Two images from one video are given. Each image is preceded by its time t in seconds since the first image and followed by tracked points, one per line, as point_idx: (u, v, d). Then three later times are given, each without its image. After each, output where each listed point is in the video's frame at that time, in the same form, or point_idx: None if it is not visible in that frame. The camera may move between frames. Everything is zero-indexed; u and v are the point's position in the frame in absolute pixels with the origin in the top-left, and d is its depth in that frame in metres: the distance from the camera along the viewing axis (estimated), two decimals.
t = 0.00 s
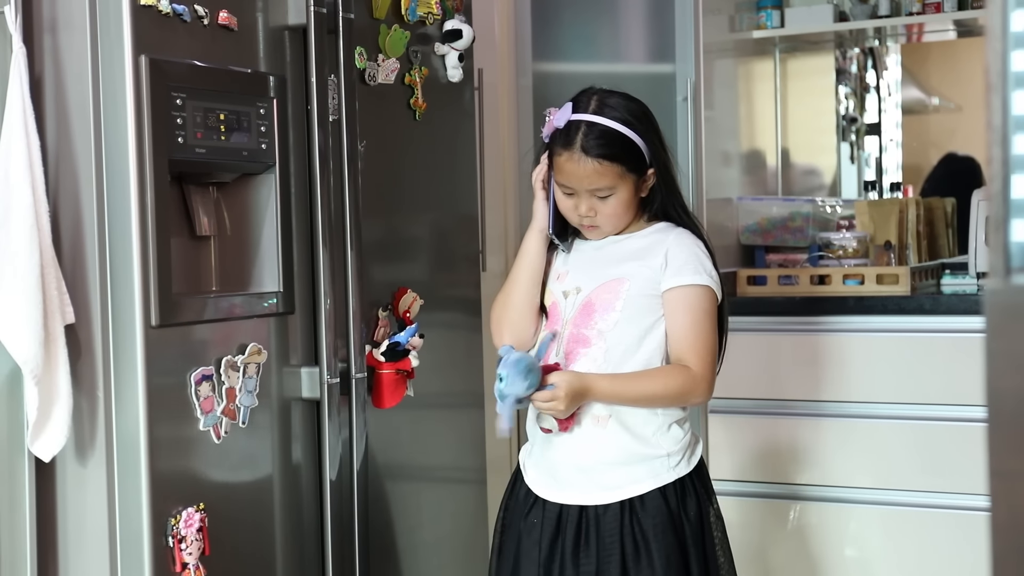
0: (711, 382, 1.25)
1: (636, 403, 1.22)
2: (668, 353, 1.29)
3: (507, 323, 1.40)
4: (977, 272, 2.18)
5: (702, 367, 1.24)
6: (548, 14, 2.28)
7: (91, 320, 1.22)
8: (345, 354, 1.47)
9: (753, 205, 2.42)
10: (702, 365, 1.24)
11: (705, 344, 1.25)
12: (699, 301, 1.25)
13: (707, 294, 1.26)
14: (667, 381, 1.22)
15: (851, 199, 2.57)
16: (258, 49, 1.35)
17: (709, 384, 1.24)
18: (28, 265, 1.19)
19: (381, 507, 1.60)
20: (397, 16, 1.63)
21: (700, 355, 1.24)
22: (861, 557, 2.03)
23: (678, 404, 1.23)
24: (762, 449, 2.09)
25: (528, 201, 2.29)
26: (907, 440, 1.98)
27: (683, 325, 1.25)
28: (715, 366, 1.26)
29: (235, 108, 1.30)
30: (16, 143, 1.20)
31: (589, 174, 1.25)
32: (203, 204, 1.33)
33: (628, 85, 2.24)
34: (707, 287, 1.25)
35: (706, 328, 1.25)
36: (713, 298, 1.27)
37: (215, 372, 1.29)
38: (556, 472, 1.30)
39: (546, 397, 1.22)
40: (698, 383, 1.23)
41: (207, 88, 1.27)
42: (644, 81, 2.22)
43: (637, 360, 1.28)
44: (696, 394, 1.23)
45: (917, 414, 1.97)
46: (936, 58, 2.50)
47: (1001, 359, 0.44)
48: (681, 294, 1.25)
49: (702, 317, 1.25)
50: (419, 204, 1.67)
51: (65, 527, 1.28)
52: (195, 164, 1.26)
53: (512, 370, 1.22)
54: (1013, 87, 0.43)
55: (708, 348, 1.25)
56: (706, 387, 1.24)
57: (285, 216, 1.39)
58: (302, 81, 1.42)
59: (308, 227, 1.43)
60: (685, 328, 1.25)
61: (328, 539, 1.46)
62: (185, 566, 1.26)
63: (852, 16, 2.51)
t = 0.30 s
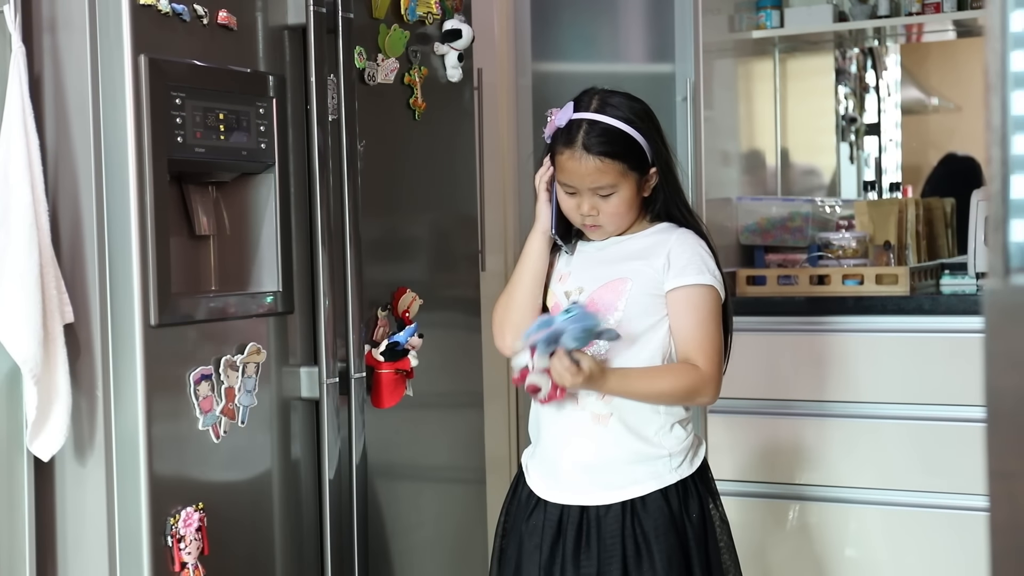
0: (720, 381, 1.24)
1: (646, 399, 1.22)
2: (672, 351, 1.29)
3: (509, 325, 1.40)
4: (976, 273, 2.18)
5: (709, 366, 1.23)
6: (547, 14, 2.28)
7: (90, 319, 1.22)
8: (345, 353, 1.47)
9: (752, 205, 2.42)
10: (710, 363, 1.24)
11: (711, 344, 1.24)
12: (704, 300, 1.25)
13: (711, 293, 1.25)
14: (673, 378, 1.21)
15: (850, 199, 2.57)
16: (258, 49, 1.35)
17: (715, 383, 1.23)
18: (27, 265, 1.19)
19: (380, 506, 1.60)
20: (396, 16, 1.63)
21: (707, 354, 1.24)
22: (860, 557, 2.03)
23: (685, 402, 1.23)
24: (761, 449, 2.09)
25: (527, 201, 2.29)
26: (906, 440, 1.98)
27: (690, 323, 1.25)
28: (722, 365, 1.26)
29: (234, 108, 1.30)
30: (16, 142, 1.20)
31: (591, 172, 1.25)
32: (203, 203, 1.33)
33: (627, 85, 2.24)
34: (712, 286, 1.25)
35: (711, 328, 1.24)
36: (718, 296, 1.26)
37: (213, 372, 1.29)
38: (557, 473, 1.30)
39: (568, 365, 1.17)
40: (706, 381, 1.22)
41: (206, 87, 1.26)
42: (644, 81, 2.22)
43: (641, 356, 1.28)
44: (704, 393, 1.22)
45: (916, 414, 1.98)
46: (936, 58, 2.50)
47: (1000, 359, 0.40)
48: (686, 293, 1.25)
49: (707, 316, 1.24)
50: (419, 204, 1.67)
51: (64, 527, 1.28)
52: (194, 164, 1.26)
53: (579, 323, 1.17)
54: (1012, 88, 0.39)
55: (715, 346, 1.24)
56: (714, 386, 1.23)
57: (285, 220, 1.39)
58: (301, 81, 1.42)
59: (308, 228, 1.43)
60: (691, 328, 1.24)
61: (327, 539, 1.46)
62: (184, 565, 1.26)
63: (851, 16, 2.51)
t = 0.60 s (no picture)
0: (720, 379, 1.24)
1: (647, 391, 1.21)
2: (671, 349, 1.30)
3: (507, 322, 1.40)
4: (975, 273, 2.18)
5: (709, 366, 1.23)
6: (547, 14, 2.28)
7: (89, 318, 1.22)
8: (344, 353, 1.47)
9: (751, 205, 2.42)
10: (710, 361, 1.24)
11: (710, 343, 1.24)
12: (703, 300, 1.25)
13: (710, 291, 1.25)
14: (674, 375, 1.21)
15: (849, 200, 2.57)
16: (257, 48, 1.35)
17: (715, 383, 1.23)
18: (27, 264, 1.19)
19: (378, 505, 1.60)
20: (395, 15, 1.63)
21: (707, 353, 1.24)
22: (858, 557, 2.03)
23: (684, 401, 1.23)
24: (760, 449, 2.09)
25: (526, 201, 2.29)
26: (904, 440, 1.98)
27: (689, 322, 1.25)
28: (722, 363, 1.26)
29: (233, 107, 1.30)
30: (15, 141, 1.20)
31: (591, 163, 1.25)
32: (202, 202, 1.33)
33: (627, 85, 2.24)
34: (710, 285, 1.25)
35: (710, 327, 1.24)
36: (717, 295, 1.26)
37: (212, 370, 1.29)
38: (554, 474, 1.30)
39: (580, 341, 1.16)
40: (705, 380, 1.22)
41: (206, 86, 1.27)
42: (643, 81, 2.22)
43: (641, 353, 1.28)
44: (702, 393, 1.22)
45: (914, 415, 1.98)
46: (935, 58, 2.51)
47: (999, 359, 0.40)
48: (686, 292, 1.25)
49: (706, 314, 1.24)
50: (418, 204, 1.67)
51: (62, 525, 1.28)
52: (194, 163, 1.26)
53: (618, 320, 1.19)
54: (1011, 88, 0.39)
55: (713, 345, 1.24)
56: (713, 385, 1.23)
57: (285, 222, 1.39)
58: (301, 81, 1.42)
59: (308, 229, 1.43)
60: (689, 328, 1.25)
61: (325, 538, 1.46)
62: (183, 564, 1.26)
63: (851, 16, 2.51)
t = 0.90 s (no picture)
0: (716, 376, 1.24)
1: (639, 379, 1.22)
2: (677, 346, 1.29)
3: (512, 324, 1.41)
4: (975, 274, 2.18)
5: (707, 360, 1.23)
6: (547, 15, 2.28)
7: (89, 319, 1.22)
8: (343, 353, 1.47)
9: (751, 206, 2.43)
10: (707, 355, 1.24)
11: (710, 338, 1.24)
12: (706, 294, 1.25)
13: (715, 288, 1.25)
14: (668, 363, 1.21)
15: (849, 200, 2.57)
16: (257, 48, 1.35)
17: (709, 378, 1.23)
18: (27, 264, 1.19)
19: (378, 506, 1.60)
20: (396, 16, 1.63)
21: (706, 347, 1.24)
22: (859, 558, 2.03)
23: (678, 394, 1.23)
24: (760, 449, 2.09)
25: (526, 201, 2.29)
26: (905, 441, 1.98)
27: (690, 315, 1.25)
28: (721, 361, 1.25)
29: (232, 107, 1.30)
30: (15, 140, 1.20)
31: (600, 137, 1.28)
32: (202, 202, 1.33)
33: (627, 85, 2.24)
34: (715, 281, 1.25)
35: (712, 322, 1.24)
36: (722, 293, 1.26)
37: (212, 371, 1.29)
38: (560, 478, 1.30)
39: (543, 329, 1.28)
40: (700, 373, 1.22)
41: (205, 86, 1.27)
42: (643, 81, 2.22)
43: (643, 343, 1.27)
44: (697, 385, 1.22)
45: (914, 415, 1.98)
46: (935, 59, 2.51)
47: (999, 360, 0.40)
48: (690, 286, 1.25)
49: (708, 308, 1.24)
50: (418, 204, 1.67)
51: (62, 525, 1.28)
52: (194, 163, 1.26)
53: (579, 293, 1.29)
54: (1011, 89, 0.39)
55: (714, 341, 1.24)
56: (709, 381, 1.23)
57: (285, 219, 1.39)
58: (301, 81, 1.42)
59: (307, 229, 1.42)
60: (688, 321, 1.25)
61: (325, 538, 1.46)
62: (183, 565, 1.26)
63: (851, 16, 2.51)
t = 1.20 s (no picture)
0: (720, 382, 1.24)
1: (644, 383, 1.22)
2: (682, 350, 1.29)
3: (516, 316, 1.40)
4: (976, 275, 2.18)
5: (712, 366, 1.23)
6: (548, 15, 2.28)
7: (89, 319, 1.22)
8: (343, 353, 1.47)
9: (752, 207, 2.42)
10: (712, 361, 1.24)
11: (716, 344, 1.24)
12: (713, 301, 1.25)
13: (721, 294, 1.25)
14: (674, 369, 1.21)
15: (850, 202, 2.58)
16: (258, 48, 1.35)
17: (714, 383, 1.23)
18: (27, 264, 1.19)
19: (379, 506, 1.60)
20: (397, 16, 1.63)
21: (712, 354, 1.24)
22: (859, 559, 2.03)
23: (682, 399, 1.23)
24: (760, 450, 2.09)
25: (527, 201, 2.29)
26: (905, 442, 1.98)
27: (697, 321, 1.25)
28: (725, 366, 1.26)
29: (233, 107, 1.30)
30: (16, 140, 1.20)
31: (603, 118, 1.31)
32: (203, 202, 1.33)
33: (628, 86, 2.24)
34: (722, 287, 1.25)
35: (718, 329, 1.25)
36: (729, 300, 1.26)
37: (213, 370, 1.28)
38: (563, 481, 1.30)
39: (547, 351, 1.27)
40: (705, 379, 1.22)
41: (206, 86, 1.27)
42: (644, 82, 2.22)
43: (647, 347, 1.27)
44: (702, 391, 1.22)
45: (914, 417, 1.98)
46: (936, 60, 2.51)
47: (998, 364, 0.39)
48: (697, 293, 1.25)
49: (714, 314, 1.24)
50: (419, 204, 1.67)
51: (62, 524, 1.28)
52: (195, 163, 1.26)
53: (564, 306, 1.29)
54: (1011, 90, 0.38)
55: (719, 346, 1.25)
56: (714, 386, 1.23)
57: (286, 220, 1.39)
58: (302, 81, 1.42)
59: (308, 229, 1.42)
60: (694, 327, 1.25)
61: (325, 537, 1.46)
62: (183, 564, 1.26)
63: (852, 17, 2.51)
